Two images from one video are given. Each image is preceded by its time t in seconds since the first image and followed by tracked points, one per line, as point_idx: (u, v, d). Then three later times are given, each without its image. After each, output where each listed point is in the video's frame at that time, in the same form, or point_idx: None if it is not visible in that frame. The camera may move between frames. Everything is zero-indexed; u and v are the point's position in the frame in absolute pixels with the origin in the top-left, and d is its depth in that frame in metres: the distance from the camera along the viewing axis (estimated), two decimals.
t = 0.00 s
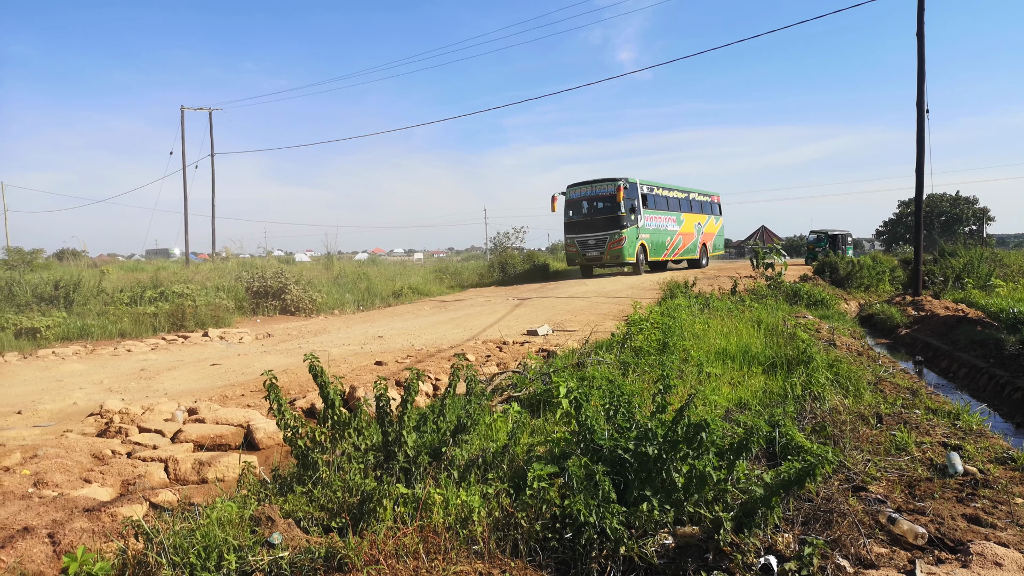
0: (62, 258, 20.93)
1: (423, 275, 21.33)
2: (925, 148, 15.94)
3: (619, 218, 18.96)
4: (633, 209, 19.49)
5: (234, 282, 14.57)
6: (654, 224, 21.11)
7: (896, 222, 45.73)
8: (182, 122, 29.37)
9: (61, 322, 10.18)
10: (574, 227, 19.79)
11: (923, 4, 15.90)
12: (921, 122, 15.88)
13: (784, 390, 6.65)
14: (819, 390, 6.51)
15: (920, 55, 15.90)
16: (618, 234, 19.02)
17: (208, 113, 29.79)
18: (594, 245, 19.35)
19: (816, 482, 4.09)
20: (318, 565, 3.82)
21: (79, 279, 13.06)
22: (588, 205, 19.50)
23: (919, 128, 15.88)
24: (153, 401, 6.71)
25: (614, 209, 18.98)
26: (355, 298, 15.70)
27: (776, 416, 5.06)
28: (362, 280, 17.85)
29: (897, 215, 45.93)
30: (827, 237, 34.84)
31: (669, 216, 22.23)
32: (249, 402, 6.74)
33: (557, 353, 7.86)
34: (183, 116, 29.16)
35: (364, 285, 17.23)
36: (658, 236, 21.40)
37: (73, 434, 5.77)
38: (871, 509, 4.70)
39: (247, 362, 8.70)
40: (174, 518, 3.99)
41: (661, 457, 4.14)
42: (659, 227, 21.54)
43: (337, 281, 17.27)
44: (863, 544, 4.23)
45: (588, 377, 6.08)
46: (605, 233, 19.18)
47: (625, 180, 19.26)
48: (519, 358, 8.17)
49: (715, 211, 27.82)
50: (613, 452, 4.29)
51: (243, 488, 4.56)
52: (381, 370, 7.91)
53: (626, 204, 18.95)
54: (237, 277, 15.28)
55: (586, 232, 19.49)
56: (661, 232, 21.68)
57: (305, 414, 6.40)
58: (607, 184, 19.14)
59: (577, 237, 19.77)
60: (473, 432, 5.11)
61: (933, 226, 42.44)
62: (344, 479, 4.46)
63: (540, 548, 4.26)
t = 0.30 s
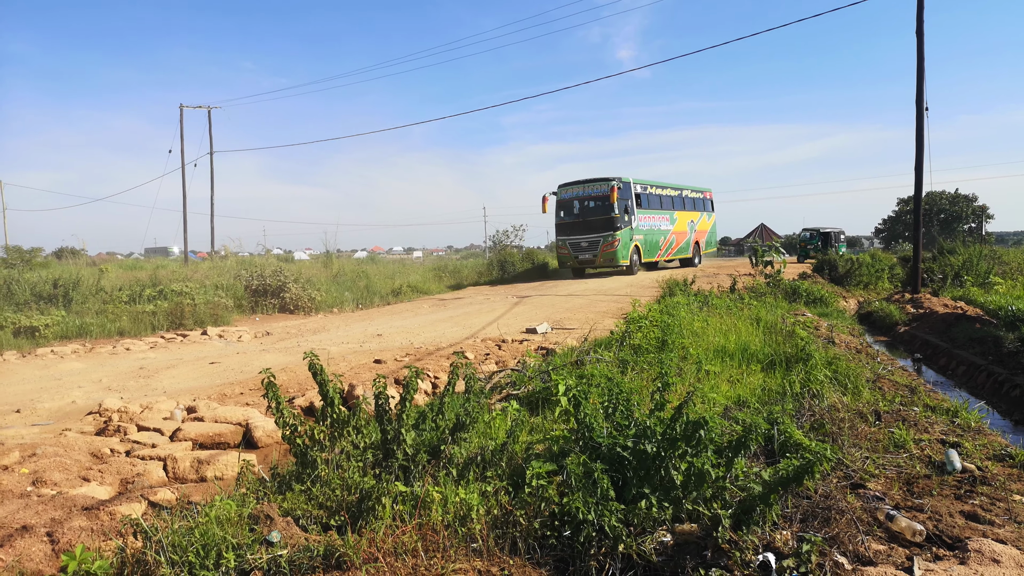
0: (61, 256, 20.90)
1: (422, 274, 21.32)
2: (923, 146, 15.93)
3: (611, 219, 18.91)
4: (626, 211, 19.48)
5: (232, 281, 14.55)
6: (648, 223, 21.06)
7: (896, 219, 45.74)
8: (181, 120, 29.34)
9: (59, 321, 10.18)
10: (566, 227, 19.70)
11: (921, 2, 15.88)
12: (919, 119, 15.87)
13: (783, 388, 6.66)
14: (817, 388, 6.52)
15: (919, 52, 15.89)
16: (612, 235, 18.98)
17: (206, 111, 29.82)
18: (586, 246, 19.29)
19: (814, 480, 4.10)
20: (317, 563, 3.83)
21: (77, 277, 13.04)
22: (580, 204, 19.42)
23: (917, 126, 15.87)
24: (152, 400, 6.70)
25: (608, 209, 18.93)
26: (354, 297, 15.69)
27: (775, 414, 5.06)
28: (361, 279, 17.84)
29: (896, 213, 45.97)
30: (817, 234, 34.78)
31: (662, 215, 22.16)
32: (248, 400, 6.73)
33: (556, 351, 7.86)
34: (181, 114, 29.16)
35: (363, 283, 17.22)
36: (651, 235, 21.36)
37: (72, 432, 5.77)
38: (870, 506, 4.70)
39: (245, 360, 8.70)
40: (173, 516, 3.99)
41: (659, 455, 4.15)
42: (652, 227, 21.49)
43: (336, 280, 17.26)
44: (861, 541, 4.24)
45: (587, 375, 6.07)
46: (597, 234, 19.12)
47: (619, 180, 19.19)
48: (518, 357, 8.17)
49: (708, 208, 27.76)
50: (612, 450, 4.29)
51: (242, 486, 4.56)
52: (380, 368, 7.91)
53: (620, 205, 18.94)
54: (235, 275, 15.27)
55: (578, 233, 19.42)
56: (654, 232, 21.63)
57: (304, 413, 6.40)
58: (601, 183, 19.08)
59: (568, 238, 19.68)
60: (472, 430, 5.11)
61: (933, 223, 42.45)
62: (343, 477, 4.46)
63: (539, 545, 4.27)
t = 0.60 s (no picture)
0: (61, 253, 20.89)
1: (422, 271, 21.31)
2: (924, 143, 15.91)
3: (606, 214, 18.75)
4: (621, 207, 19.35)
5: (232, 278, 14.54)
6: (643, 220, 20.97)
7: (896, 216, 45.74)
8: (181, 117, 29.31)
9: (59, 318, 10.17)
10: (559, 221, 19.49)
11: None
12: (919, 116, 15.85)
13: (782, 385, 6.66)
14: (817, 385, 6.52)
15: (919, 50, 15.86)
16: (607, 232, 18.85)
17: (206, 108, 29.76)
18: (580, 242, 19.15)
19: (814, 477, 4.11)
20: (317, 560, 3.83)
21: (77, 274, 13.04)
22: (575, 197, 19.24)
23: (917, 123, 15.85)
24: (152, 397, 6.71)
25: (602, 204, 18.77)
26: (354, 294, 15.69)
27: (774, 410, 5.07)
28: (361, 276, 17.83)
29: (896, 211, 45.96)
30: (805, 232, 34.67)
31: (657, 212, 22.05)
32: (248, 397, 6.74)
33: (556, 348, 7.86)
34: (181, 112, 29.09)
35: (363, 281, 17.22)
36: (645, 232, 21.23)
37: (72, 430, 5.77)
38: (869, 503, 4.71)
39: (245, 357, 8.71)
40: (173, 513, 4.00)
41: (659, 451, 4.15)
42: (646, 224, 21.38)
43: (336, 277, 17.26)
44: (861, 538, 4.24)
45: (587, 372, 6.07)
46: (592, 229, 18.97)
47: (615, 175, 19.07)
48: (517, 353, 8.17)
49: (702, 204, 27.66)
50: (612, 446, 4.29)
51: (242, 483, 4.57)
52: (380, 365, 7.91)
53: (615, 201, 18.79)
54: (235, 272, 15.26)
55: (572, 228, 19.25)
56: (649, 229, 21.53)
57: (304, 409, 6.42)
58: (596, 177, 18.92)
59: (561, 232, 19.47)
60: (471, 427, 5.12)
61: (933, 220, 42.45)
62: (343, 474, 4.46)
63: (538, 542, 4.27)
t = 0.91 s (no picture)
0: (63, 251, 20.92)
1: (423, 269, 21.32)
2: (925, 141, 15.90)
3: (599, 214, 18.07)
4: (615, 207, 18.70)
5: (233, 276, 14.54)
6: (637, 219, 20.46)
7: (896, 214, 45.71)
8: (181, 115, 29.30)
9: (60, 316, 10.16)
10: (550, 221, 18.79)
11: None
12: (920, 114, 15.84)
13: (783, 382, 6.66)
14: (818, 382, 6.52)
15: (920, 47, 15.84)
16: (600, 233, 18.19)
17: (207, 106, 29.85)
18: (572, 243, 18.45)
19: (815, 474, 4.12)
20: (318, 557, 3.84)
21: (78, 273, 13.04)
22: (566, 196, 18.56)
23: (918, 121, 15.84)
24: (153, 395, 6.70)
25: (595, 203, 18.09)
26: (355, 292, 15.69)
27: (775, 408, 5.07)
28: (362, 274, 17.84)
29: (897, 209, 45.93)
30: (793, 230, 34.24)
31: (651, 211, 21.64)
32: (249, 395, 6.73)
33: (557, 346, 7.86)
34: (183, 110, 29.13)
35: (364, 279, 17.22)
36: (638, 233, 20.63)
37: (73, 427, 5.78)
38: (870, 500, 4.72)
39: (247, 355, 8.71)
40: (174, 510, 4.00)
41: (660, 449, 4.15)
42: (640, 224, 20.83)
43: (337, 275, 17.26)
44: (861, 535, 4.25)
45: (588, 370, 6.06)
46: (584, 230, 18.30)
47: (609, 174, 18.40)
48: (518, 352, 8.15)
49: (695, 202, 27.30)
50: (612, 444, 4.30)
51: (244, 481, 4.58)
52: (381, 363, 7.91)
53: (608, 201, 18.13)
54: (236, 270, 15.26)
55: (564, 228, 18.56)
56: (643, 229, 21.04)
57: (305, 407, 6.42)
58: (589, 176, 18.23)
59: (553, 233, 18.79)
60: (472, 425, 5.12)
61: (934, 218, 42.42)
62: (344, 471, 4.47)
63: (539, 539, 4.29)
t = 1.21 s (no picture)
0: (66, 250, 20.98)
1: (425, 269, 21.33)
2: (928, 141, 15.86)
3: (591, 213, 17.45)
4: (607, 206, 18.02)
5: (235, 275, 14.55)
6: (631, 219, 19.90)
7: (899, 214, 45.72)
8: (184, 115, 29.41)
9: (63, 315, 10.19)
10: (541, 222, 18.17)
11: None
12: (923, 114, 15.81)
13: (786, 381, 6.65)
14: (820, 382, 6.52)
15: (923, 47, 15.81)
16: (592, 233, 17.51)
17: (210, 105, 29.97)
18: (563, 244, 17.79)
19: (816, 474, 4.11)
20: (320, 556, 3.84)
21: (81, 271, 13.07)
22: (556, 196, 17.91)
23: (921, 120, 15.81)
24: (155, 394, 6.72)
25: (587, 202, 17.45)
26: (356, 291, 15.70)
27: (777, 407, 5.07)
28: (364, 273, 17.85)
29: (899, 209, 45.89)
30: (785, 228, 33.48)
31: (645, 209, 21.12)
32: (251, 393, 6.74)
33: (559, 345, 7.85)
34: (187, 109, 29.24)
35: (366, 278, 17.23)
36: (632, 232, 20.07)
37: (76, 426, 5.79)
38: (872, 500, 4.71)
39: (249, 354, 8.72)
40: (176, 509, 4.01)
41: (661, 449, 4.15)
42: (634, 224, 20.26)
43: (339, 274, 17.28)
44: (863, 535, 4.25)
45: (590, 370, 6.06)
46: (575, 231, 17.63)
47: (601, 171, 17.82)
48: (520, 351, 8.16)
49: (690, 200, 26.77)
50: (614, 444, 4.30)
51: (246, 479, 4.59)
52: (383, 362, 7.92)
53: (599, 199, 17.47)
54: (238, 269, 15.27)
55: (555, 228, 17.92)
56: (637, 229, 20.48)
57: (307, 406, 6.42)
58: (581, 174, 17.62)
59: (544, 233, 18.15)
60: (474, 424, 5.12)
61: (937, 218, 42.35)
62: (346, 470, 4.47)
63: (541, 539, 4.28)
